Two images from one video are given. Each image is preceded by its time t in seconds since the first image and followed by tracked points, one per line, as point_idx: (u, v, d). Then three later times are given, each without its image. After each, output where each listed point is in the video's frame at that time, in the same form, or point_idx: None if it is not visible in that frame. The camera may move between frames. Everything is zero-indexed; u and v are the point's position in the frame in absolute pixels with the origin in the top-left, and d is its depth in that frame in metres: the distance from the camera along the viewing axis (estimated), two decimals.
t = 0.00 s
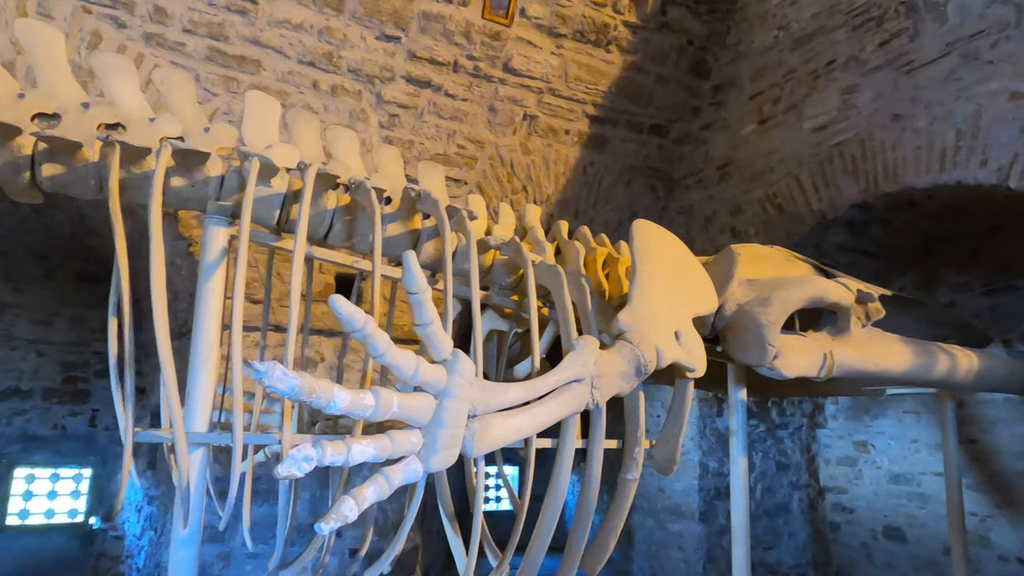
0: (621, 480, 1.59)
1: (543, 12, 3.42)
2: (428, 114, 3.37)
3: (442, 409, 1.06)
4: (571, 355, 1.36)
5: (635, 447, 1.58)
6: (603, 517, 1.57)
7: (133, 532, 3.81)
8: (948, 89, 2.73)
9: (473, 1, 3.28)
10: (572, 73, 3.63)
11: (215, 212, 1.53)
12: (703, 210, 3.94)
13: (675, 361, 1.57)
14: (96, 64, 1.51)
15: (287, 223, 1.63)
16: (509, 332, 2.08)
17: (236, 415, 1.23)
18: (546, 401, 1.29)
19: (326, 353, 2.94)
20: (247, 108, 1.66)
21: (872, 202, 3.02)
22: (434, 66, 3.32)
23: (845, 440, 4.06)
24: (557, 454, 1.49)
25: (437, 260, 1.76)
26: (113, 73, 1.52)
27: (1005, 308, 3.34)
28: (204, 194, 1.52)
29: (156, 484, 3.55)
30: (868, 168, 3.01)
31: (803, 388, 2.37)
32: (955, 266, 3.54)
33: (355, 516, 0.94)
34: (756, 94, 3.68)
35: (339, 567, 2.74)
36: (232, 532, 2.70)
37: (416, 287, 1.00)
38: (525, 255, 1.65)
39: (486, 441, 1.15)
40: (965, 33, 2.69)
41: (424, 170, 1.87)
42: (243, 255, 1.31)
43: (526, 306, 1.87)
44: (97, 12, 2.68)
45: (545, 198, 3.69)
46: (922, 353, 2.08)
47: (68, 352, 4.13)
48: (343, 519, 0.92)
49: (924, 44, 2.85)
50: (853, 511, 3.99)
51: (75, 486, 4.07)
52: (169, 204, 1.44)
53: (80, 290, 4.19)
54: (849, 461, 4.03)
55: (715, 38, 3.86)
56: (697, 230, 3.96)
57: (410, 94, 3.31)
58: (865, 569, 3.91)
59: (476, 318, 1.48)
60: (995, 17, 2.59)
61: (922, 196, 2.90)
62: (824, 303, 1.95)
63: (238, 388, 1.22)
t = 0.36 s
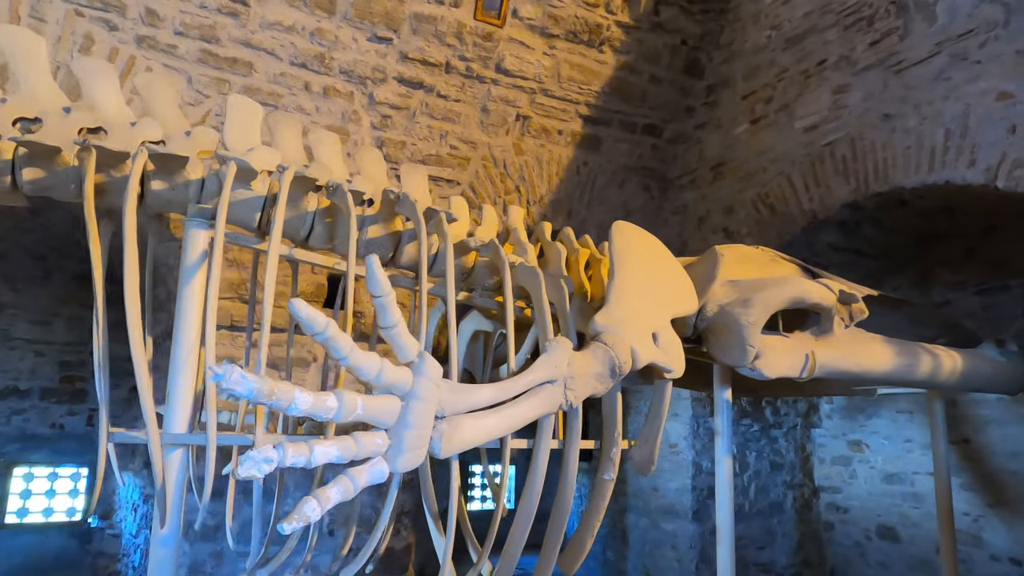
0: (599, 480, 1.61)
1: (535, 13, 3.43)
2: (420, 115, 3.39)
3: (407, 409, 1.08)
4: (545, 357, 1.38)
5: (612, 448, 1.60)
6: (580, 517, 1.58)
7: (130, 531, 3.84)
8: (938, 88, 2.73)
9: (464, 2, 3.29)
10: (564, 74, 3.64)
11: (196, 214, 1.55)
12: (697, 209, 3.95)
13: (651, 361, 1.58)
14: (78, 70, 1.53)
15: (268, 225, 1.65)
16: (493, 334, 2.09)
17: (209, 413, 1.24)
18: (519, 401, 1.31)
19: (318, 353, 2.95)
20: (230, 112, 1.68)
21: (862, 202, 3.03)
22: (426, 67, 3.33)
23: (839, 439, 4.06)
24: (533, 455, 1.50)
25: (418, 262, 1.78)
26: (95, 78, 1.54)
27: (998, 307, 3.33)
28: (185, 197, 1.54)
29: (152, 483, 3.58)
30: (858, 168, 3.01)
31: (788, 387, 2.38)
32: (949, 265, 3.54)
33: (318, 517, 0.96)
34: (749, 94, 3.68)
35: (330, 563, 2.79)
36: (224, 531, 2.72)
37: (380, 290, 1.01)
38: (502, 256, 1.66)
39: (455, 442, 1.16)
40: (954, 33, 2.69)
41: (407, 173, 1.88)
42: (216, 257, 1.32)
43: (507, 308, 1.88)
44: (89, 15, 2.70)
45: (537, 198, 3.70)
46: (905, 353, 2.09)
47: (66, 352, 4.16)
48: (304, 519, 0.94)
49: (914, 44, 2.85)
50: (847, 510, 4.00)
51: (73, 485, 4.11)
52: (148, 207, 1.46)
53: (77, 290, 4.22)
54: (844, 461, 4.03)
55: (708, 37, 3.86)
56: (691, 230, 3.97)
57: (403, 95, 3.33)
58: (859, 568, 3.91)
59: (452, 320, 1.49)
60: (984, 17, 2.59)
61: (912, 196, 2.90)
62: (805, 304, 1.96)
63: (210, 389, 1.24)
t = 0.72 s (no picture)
0: (570, 478, 1.61)
1: (523, 10, 3.43)
2: (408, 113, 3.39)
3: (365, 407, 1.08)
4: (510, 354, 1.38)
5: (583, 446, 1.60)
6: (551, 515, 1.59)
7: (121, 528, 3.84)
8: (923, 86, 2.72)
9: None
10: (553, 72, 3.63)
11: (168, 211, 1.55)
12: (686, 207, 3.95)
13: (623, 359, 1.59)
14: (50, 68, 1.53)
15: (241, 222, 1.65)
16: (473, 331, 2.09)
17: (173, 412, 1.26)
18: (484, 399, 1.32)
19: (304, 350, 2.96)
20: (204, 110, 1.68)
21: (848, 199, 3.03)
22: (413, 64, 3.33)
23: (829, 437, 4.07)
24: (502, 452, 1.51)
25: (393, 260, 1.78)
26: (67, 76, 1.54)
27: (986, 306, 3.33)
28: (156, 194, 1.54)
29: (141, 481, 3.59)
30: (844, 166, 3.01)
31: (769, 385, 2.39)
32: (938, 263, 3.53)
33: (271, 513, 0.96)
34: (738, 91, 3.67)
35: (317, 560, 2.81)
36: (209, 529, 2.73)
37: (335, 287, 1.02)
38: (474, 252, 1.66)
39: (414, 439, 1.17)
40: (939, 31, 2.69)
41: (383, 171, 1.89)
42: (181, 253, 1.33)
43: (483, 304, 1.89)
44: (74, 13, 2.69)
45: (526, 196, 3.70)
46: (883, 351, 2.09)
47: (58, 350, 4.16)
48: (257, 515, 0.94)
49: (900, 41, 2.84)
50: (837, 508, 4.00)
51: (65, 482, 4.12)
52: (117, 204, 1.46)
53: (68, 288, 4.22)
54: (834, 459, 4.03)
55: (698, 35, 3.86)
56: (681, 228, 3.97)
57: (390, 93, 3.33)
58: (849, 566, 3.92)
59: (420, 318, 1.50)
60: (968, 14, 2.58)
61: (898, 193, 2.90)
62: (782, 302, 1.96)
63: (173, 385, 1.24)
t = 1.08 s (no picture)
0: (542, 476, 1.60)
1: (510, 7, 3.41)
2: (394, 110, 3.37)
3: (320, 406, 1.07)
4: (477, 352, 1.36)
5: (556, 444, 1.59)
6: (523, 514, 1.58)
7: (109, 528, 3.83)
8: (908, 81, 2.71)
9: None
10: (540, 69, 3.61)
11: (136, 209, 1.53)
12: (676, 204, 3.93)
13: (596, 356, 1.57)
14: (16, 65, 1.52)
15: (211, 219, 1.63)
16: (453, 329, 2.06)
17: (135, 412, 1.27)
18: (449, 397, 1.30)
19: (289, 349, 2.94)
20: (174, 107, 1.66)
21: (835, 196, 3.01)
22: (399, 61, 3.32)
23: (820, 435, 4.05)
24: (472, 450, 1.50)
25: (366, 257, 1.77)
26: (34, 74, 1.52)
27: (975, 303, 3.31)
28: (124, 191, 1.53)
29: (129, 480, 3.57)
30: (831, 162, 3.00)
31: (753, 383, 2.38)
32: (928, 260, 3.52)
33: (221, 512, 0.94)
34: (726, 88, 3.66)
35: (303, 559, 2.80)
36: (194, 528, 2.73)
37: (286, 283, 1.00)
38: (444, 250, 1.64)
39: (373, 438, 1.15)
40: (924, 26, 2.67)
41: (358, 168, 1.88)
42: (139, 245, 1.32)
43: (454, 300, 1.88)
44: (55, 11, 2.68)
45: (514, 193, 3.68)
46: (864, 348, 2.08)
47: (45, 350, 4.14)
48: (205, 515, 0.93)
49: (886, 36, 2.82)
50: (828, 506, 3.99)
51: (54, 482, 4.11)
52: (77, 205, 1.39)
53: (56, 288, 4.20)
54: (824, 456, 4.02)
55: (686, 31, 3.85)
56: (671, 225, 3.96)
57: (376, 90, 3.31)
58: (840, 564, 3.90)
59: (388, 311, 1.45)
60: (953, 9, 2.56)
61: (885, 190, 2.88)
62: (761, 299, 1.94)
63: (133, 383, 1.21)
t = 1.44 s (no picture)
0: (514, 472, 1.57)
1: None
2: (379, 104, 3.33)
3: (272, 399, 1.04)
4: (441, 345, 1.33)
5: (527, 439, 1.56)
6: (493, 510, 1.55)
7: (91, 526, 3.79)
8: (896, 73, 2.67)
9: None
10: (528, 62, 3.58)
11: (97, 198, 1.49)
12: (665, 199, 3.90)
13: (569, 350, 1.54)
14: None
15: (176, 209, 1.59)
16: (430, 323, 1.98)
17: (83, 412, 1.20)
18: (411, 391, 1.27)
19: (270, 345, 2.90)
20: (139, 94, 1.62)
21: (823, 190, 2.98)
22: (383, 54, 3.28)
23: (810, 432, 4.02)
24: (439, 446, 1.47)
25: (338, 249, 1.74)
26: None
27: (965, 299, 3.28)
28: (84, 180, 1.50)
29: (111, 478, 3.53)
30: (819, 156, 2.97)
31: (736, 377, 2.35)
32: (918, 256, 3.49)
33: (158, 508, 0.91)
34: (715, 81, 3.62)
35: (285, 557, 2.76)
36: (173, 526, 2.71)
37: (231, 270, 0.97)
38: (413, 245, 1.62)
39: (330, 433, 1.12)
40: (912, 17, 2.64)
41: (331, 159, 1.84)
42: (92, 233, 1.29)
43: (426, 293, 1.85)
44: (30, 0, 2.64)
45: (501, 188, 3.65)
46: (846, 342, 2.05)
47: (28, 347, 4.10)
48: (142, 510, 0.90)
49: (874, 28, 2.79)
50: (818, 504, 3.95)
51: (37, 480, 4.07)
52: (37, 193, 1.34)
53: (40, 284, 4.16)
54: (814, 454, 3.99)
55: (676, 25, 3.81)
56: (660, 221, 3.93)
57: (360, 83, 3.27)
58: (829, 562, 3.88)
59: (350, 301, 1.42)
60: None
61: (873, 183, 2.85)
62: (742, 293, 1.91)
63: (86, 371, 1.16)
